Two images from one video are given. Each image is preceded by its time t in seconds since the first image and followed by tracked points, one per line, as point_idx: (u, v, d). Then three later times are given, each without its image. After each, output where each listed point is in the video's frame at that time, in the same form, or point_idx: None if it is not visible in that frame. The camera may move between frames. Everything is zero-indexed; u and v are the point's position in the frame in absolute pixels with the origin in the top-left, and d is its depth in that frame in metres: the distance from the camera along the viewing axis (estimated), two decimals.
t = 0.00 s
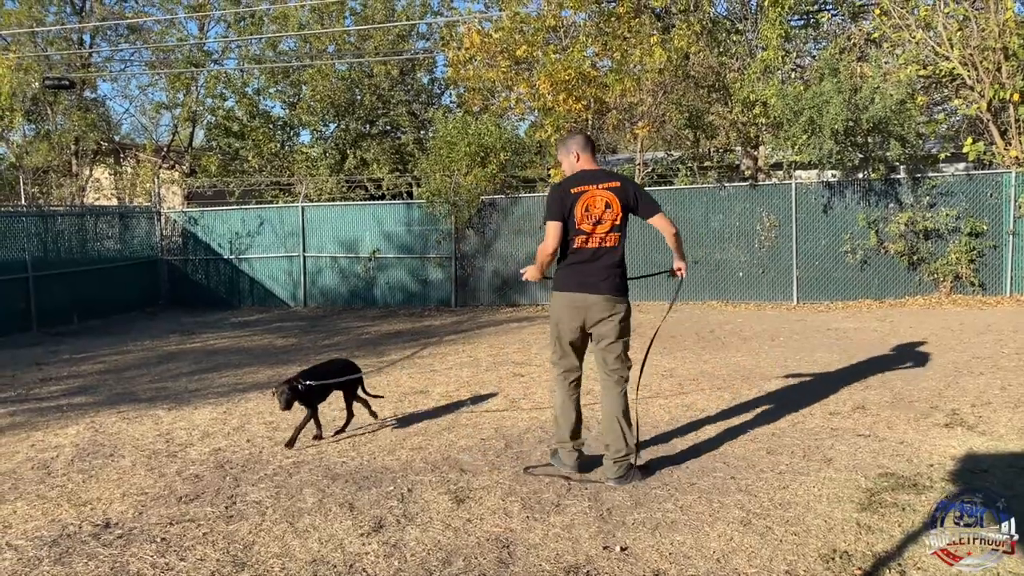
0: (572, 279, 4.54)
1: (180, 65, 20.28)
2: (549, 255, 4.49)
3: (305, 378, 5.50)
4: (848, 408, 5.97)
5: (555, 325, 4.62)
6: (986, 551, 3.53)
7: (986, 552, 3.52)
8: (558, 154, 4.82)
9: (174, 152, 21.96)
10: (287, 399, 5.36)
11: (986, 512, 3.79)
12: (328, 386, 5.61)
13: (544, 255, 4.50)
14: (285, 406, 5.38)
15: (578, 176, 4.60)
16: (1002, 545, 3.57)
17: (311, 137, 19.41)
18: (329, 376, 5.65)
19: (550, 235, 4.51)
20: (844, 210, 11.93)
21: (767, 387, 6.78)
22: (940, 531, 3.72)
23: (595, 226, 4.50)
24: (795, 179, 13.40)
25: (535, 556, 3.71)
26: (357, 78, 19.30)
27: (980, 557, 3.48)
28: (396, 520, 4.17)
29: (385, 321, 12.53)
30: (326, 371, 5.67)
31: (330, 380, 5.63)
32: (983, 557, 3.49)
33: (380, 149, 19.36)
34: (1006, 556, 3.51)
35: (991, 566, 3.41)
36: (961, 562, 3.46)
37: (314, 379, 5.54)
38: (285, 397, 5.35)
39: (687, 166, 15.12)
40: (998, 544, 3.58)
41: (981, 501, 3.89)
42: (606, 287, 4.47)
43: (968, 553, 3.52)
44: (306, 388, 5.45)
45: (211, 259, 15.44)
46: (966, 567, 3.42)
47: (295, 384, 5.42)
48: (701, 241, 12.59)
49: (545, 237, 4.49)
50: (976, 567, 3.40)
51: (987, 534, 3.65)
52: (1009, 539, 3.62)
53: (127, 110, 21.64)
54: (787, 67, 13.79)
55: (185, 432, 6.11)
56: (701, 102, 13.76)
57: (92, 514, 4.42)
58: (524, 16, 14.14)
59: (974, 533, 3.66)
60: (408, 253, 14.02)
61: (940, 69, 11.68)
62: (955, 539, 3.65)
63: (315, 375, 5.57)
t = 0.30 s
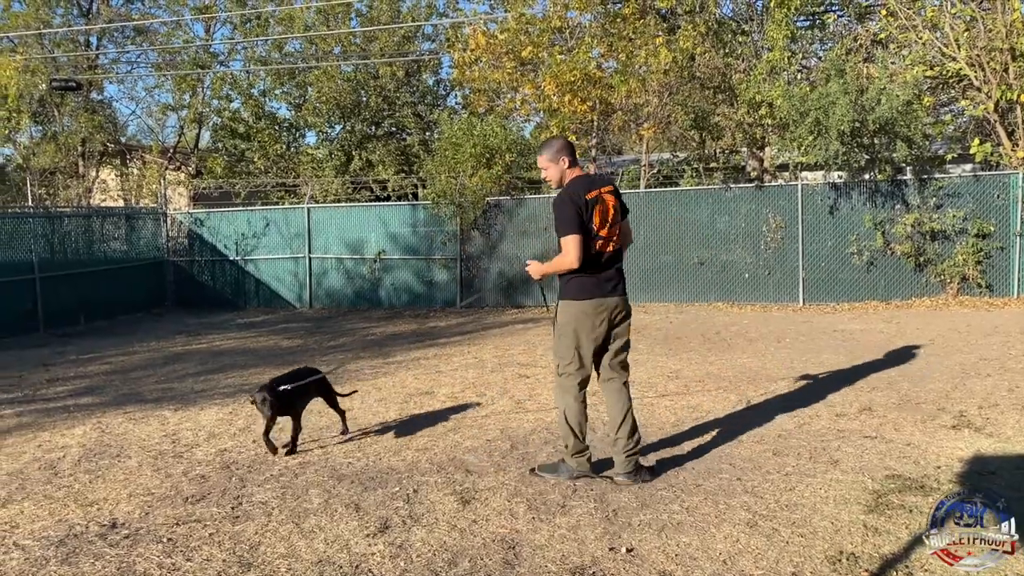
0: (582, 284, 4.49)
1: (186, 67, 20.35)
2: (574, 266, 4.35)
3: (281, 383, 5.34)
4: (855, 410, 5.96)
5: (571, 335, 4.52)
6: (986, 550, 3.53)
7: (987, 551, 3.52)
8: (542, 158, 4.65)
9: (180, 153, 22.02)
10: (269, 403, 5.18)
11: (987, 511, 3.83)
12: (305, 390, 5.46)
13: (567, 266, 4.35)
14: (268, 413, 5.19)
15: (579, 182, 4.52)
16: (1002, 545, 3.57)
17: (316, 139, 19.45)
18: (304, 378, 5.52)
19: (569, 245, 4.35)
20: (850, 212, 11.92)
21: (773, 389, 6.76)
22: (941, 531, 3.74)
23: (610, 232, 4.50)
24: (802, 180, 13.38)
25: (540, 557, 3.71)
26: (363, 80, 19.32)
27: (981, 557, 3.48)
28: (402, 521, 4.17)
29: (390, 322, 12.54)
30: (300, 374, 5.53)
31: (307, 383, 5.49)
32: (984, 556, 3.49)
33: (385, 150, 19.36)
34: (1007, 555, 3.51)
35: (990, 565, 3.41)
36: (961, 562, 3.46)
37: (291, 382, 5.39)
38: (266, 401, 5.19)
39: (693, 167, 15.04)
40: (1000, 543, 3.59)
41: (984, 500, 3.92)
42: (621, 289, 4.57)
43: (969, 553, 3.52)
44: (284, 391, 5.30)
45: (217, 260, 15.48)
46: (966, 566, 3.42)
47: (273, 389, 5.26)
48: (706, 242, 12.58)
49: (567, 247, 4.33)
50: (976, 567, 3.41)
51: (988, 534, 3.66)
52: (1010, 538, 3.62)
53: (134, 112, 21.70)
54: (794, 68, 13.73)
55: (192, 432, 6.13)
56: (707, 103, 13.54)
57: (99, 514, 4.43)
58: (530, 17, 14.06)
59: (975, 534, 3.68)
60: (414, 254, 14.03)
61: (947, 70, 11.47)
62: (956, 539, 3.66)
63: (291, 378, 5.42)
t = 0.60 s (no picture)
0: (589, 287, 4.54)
1: (192, 68, 20.40)
2: (585, 267, 4.39)
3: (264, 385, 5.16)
4: (861, 412, 5.94)
5: (584, 334, 4.57)
6: (986, 550, 3.55)
7: (987, 552, 3.53)
8: (539, 159, 4.63)
9: (186, 154, 22.08)
10: (257, 403, 4.99)
11: (987, 511, 3.92)
12: (290, 395, 5.27)
13: (579, 268, 4.39)
14: (256, 416, 5.00)
15: (579, 183, 4.56)
16: (1002, 545, 3.59)
17: (322, 140, 19.51)
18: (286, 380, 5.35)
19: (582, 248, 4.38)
20: (856, 213, 11.90)
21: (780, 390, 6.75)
22: (941, 531, 3.77)
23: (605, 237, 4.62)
24: (808, 182, 13.37)
25: (546, 558, 3.71)
26: (368, 81, 19.35)
27: (981, 557, 3.50)
28: (408, 521, 4.18)
29: (395, 323, 12.56)
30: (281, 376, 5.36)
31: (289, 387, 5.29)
32: (984, 556, 3.50)
33: (391, 152, 19.37)
34: (1006, 555, 3.52)
35: (991, 565, 3.42)
36: (961, 562, 3.48)
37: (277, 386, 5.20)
38: (254, 401, 5.00)
39: (698, 168, 15.14)
40: (1000, 543, 3.62)
41: (985, 500, 4.02)
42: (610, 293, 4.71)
43: (969, 552, 3.54)
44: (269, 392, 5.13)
45: (223, 260, 15.52)
46: (967, 566, 3.43)
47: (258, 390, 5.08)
48: (712, 243, 12.57)
49: (581, 250, 4.36)
50: (977, 567, 3.42)
51: (988, 534, 3.70)
52: (1009, 538, 3.65)
53: (140, 113, 21.75)
54: (800, 69, 13.69)
55: (198, 433, 6.14)
56: (712, 104, 13.68)
57: (106, 514, 4.45)
58: (535, 19, 14.14)
59: (975, 534, 3.72)
60: (419, 255, 14.05)
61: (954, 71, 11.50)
62: (955, 539, 3.68)
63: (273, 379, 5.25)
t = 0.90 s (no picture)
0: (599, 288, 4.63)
1: (198, 70, 20.48)
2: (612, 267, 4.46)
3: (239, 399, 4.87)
4: (867, 413, 5.93)
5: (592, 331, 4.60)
6: (986, 550, 3.56)
7: (987, 552, 3.54)
8: (559, 153, 4.53)
9: (192, 155, 22.20)
10: (245, 412, 4.74)
11: (987, 511, 3.89)
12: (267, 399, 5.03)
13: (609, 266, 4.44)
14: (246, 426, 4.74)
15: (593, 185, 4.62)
16: (1002, 545, 3.60)
17: (327, 141, 19.57)
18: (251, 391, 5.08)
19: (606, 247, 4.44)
20: (862, 214, 11.88)
21: (786, 391, 6.74)
22: (941, 531, 3.78)
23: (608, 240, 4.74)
24: (813, 182, 13.37)
25: (551, 559, 3.72)
26: (374, 82, 19.38)
27: (981, 557, 3.51)
28: (413, 522, 4.19)
29: (400, 324, 12.57)
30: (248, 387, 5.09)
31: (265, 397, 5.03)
32: (984, 556, 3.51)
33: (395, 153, 19.48)
34: (1007, 555, 3.53)
35: (992, 566, 3.43)
36: (961, 562, 3.48)
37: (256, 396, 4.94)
38: (241, 411, 4.74)
39: (704, 169, 15.20)
40: (999, 543, 3.62)
41: (985, 499, 3.99)
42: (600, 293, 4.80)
43: (968, 552, 3.55)
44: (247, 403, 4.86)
45: (228, 261, 15.55)
46: (967, 566, 3.44)
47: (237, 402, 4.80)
48: (717, 244, 12.56)
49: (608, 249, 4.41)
50: (976, 567, 3.43)
51: (987, 534, 3.70)
52: (1010, 538, 3.65)
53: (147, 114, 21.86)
54: (806, 70, 13.62)
55: (204, 433, 6.16)
56: (717, 105, 13.85)
57: (112, 514, 4.47)
58: (540, 19, 14.12)
59: (976, 534, 3.71)
60: (424, 256, 14.06)
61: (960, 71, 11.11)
62: (956, 539, 3.69)
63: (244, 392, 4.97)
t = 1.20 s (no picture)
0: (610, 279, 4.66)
1: (203, 70, 20.53)
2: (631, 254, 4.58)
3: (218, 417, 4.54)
4: (871, 414, 5.92)
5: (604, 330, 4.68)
6: (986, 550, 3.58)
7: (987, 552, 3.56)
8: (559, 152, 4.59)
9: (196, 155, 22.26)
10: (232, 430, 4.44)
11: (987, 511, 3.96)
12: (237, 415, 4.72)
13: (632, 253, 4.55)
14: (232, 443, 4.44)
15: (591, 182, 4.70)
16: (1002, 545, 3.62)
17: (331, 142, 19.62)
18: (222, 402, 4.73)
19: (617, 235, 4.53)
20: (867, 215, 11.86)
21: (790, 392, 6.73)
22: (941, 531, 3.81)
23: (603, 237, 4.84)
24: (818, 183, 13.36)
25: (556, 560, 3.71)
26: (378, 82, 19.38)
27: (981, 557, 3.53)
28: (418, 523, 4.19)
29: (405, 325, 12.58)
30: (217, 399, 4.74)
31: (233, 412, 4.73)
32: (984, 557, 3.53)
33: (400, 153, 19.36)
34: (1007, 555, 3.56)
35: (991, 565, 3.45)
36: (961, 562, 3.51)
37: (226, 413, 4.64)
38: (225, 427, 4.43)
39: (708, 170, 15.25)
40: (999, 543, 3.65)
41: (984, 500, 4.06)
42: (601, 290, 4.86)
43: (968, 553, 3.57)
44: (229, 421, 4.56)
45: (233, 262, 15.58)
46: (967, 566, 3.46)
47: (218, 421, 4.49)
48: (721, 245, 12.55)
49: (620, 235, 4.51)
50: (976, 567, 3.45)
51: (987, 534, 3.73)
52: (1009, 538, 3.68)
53: (151, 114, 21.92)
54: (810, 71, 13.56)
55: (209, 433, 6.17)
56: (722, 106, 13.87)
57: (117, 514, 4.47)
58: (545, 19, 14.06)
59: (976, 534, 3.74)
60: (428, 256, 14.07)
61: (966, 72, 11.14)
62: (955, 539, 3.72)
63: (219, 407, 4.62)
